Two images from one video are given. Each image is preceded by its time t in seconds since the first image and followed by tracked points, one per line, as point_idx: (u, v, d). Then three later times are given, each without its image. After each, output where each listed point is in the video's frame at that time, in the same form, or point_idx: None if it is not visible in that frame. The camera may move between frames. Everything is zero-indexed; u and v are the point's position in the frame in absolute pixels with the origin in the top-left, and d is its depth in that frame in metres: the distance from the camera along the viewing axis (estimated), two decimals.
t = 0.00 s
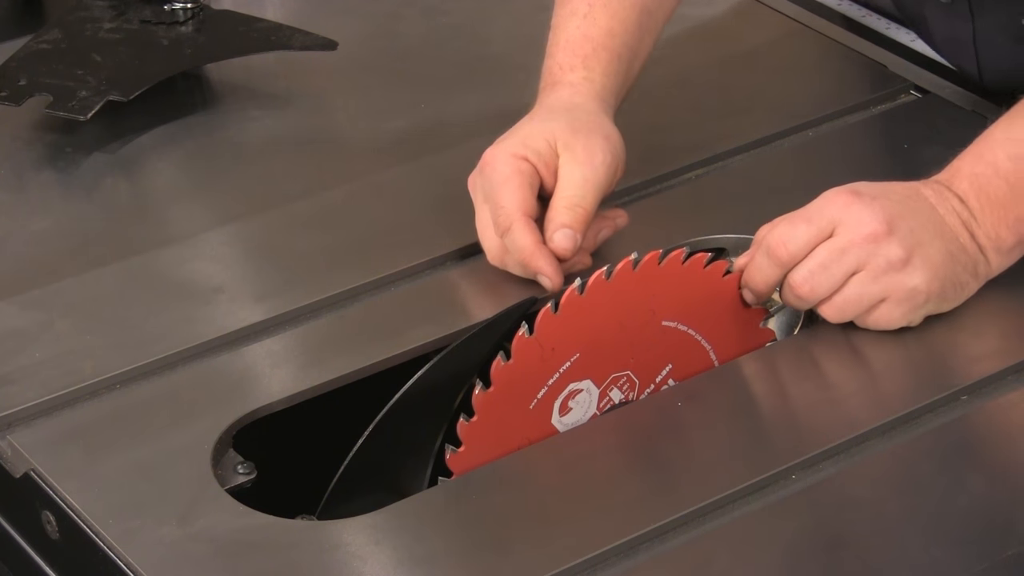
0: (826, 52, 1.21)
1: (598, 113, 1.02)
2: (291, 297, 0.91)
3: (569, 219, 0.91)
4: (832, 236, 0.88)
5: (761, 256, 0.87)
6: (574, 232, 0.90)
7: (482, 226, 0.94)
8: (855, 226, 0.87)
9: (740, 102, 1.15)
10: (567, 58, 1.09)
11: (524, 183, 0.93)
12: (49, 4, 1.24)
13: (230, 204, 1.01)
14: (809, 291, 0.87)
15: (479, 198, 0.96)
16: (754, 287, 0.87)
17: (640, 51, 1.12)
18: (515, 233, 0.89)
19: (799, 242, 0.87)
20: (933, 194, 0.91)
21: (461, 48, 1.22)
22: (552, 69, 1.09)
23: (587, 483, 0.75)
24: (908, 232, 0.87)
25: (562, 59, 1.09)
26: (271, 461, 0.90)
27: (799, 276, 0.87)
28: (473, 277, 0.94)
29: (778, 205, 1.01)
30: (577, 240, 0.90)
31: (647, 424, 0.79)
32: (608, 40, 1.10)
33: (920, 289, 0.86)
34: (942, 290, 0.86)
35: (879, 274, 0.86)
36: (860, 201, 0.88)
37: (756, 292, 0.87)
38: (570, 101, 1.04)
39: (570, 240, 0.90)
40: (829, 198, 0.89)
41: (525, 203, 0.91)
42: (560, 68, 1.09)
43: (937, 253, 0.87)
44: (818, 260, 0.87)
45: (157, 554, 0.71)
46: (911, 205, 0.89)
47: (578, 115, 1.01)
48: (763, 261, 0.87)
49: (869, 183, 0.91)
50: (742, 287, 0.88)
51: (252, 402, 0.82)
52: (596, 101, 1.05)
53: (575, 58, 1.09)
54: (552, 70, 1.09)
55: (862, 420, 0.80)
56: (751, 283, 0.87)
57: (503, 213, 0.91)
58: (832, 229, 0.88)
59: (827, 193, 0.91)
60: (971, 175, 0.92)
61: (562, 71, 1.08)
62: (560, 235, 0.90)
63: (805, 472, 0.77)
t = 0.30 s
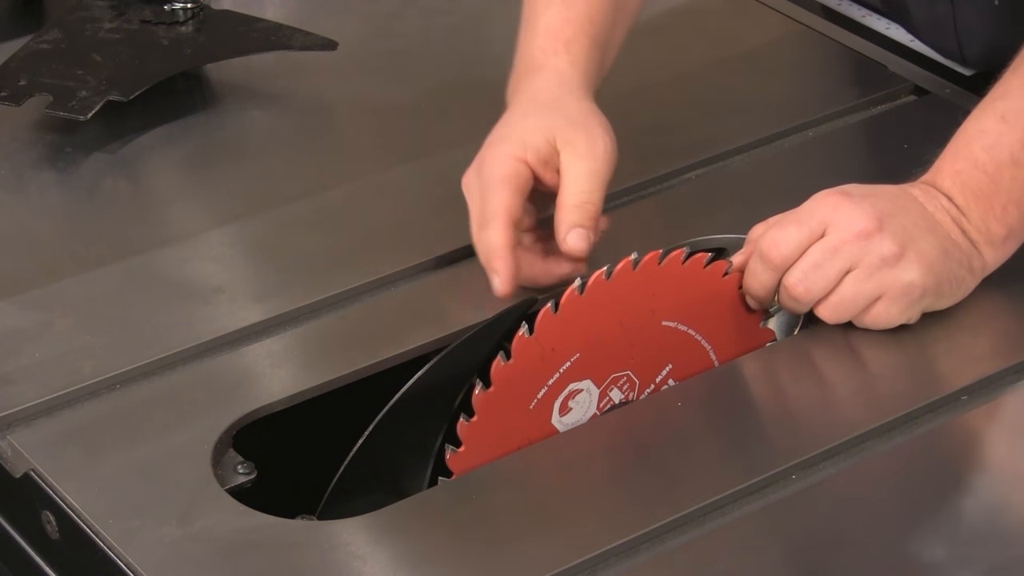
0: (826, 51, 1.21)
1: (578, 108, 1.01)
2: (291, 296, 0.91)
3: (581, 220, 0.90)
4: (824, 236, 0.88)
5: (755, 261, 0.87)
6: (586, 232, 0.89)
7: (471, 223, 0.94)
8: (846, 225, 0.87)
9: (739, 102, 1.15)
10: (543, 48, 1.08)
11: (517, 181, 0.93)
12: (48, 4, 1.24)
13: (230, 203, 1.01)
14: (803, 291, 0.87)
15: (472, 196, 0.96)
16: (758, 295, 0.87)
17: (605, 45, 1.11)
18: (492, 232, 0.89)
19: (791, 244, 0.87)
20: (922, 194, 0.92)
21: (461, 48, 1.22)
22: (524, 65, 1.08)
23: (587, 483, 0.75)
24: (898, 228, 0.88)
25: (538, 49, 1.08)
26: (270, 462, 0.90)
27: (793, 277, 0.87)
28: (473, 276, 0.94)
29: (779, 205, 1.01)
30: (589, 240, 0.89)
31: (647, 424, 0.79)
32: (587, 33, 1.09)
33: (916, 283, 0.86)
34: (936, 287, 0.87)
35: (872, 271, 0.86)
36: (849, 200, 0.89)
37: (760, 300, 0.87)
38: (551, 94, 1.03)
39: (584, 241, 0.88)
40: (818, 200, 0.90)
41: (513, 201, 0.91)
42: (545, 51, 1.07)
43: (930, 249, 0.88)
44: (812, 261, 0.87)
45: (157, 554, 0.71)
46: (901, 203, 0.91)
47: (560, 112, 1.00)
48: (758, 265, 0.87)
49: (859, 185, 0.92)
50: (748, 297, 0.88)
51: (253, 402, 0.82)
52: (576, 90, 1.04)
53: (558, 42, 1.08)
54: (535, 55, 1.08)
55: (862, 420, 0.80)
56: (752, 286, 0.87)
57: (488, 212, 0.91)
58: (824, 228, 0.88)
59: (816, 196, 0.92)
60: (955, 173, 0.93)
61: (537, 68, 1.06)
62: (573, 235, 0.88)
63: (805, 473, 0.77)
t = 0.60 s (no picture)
0: (826, 51, 1.21)
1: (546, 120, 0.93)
2: (291, 296, 0.91)
3: (539, 258, 0.86)
4: (820, 236, 0.88)
5: (753, 263, 0.87)
6: (532, 267, 0.86)
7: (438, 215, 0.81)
8: (842, 225, 0.88)
9: (739, 102, 1.15)
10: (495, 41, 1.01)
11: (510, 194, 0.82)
12: (49, 4, 1.24)
13: (229, 204, 1.01)
14: (803, 291, 0.86)
15: (447, 191, 0.82)
16: (759, 298, 0.87)
17: (549, 37, 1.05)
18: (482, 236, 0.77)
19: (788, 245, 0.87)
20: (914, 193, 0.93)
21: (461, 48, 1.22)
22: (478, 55, 0.99)
23: (588, 483, 0.75)
24: (894, 226, 0.89)
25: (492, 40, 1.00)
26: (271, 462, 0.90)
27: (792, 277, 0.86)
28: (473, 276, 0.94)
29: (778, 205, 1.01)
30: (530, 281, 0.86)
31: (648, 425, 0.79)
32: (551, 27, 1.06)
33: (913, 281, 0.86)
34: (935, 285, 0.87)
35: (869, 270, 0.87)
36: (845, 200, 0.89)
37: (761, 302, 0.87)
38: (504, 88, 0.95)
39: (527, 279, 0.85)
40: (815, 200, 0.90)
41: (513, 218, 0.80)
42: (500, 21, 1.02)
43: (927, 249, 0.88)
44: (809, 261, 0.87)
45: (157, 554, 0.71)
46: (896, 202, 0.91)
47: (518, 107, 0.93)
48: (757, 266, 0.87)
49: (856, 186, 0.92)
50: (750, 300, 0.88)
51: (253, 402, 0.82)
52: (528, 65, 0.99)
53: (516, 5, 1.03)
54: (483, 21, 1.03)
55: (862, 420, 0.80)
56: (756, 288, 0.87)
57: (469, 215, 0.80)
58: (819, 229, 0.88)
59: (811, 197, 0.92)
60: (944, 174, 0.94)
61: (487, 58, 0.99)
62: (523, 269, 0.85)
63: (805, 473, 0.77)
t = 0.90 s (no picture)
0: (826, 51, 1.21)
1: (544, 135, 0.93)
2: (290, 296, 0.91)
3: (532, 274, 0.87)
4: (819, 236, 0.88)
5: (753, 263, 0.87)
6: (525, 282, 0.87)
7: (439, 233, 0.81)
8: (841, 225, 0.88)
9: (739, 102, 1.15)
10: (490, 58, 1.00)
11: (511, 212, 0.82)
12: (49, 4, 1.24)
13: (229, 204, 1.01)
14: (802, 292, 0.86)
15: (447, 210, 0.83)
16: (760, 299, 0.87)
17: (546, 52, 1.05)
18: (486, 258, 0.77)
19: (787, 245, 0.87)
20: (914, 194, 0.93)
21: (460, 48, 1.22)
22: (475, 68, 0.99)
23: (587, 483, 0.75)
24: (893, 226, 0.89)
25: (490, 52, 1.00)
26: (270, 462, 0.90)
27: (792, 278, 0.86)
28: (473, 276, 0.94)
29: (778, 205, 1.01)
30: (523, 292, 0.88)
31: (647, 424, 0.79)
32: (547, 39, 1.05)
33: (913, 280, 0.86)
34: (936, 285, 0.87)
35: (868, 271, 0.87)
36: (844, 200, 0.89)
37: (761, 303, 0.87)
38: (502, 102, 0.95)
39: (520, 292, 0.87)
40: (814, 200, 0.90)
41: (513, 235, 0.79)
42: (501, 22, 1.03)
43: (926, 250, 0.88)
44: (809, 261, 0.87)
45: (157, 554, 0.71)
46: (895, 203, 0.91)
47: (515, 122, 0.92)
48: (757, 267, 0.87)
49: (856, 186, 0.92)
50: (751, 300, 0.87)
51: (252, 402, 0.82)
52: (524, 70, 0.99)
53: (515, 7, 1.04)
54: (484, 21, 1.03)
55: (862, 420, 0.80)
56: (755, 289, 0.87)
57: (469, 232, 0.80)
58: (819, 229, 0.88)
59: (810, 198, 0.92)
60: (944, 175, 0.94)
61: (484, 72, 0.98)
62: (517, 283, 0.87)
63: (805, 473, 0.77)
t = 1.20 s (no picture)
0: (826, 51, 1.21)
1: (541, 144, 0.94)
2: (290, 296, 0.91)
3: (534, 282, 0.88)
4: (819, 237, 0.88)
5: (753, 264, 0.87)
6: (528, 291, 0.88)
7: (437, 246, 0.83)
8: (841, 226, 0.88)
9: (739, 102, 1.15)
10: (472, 76, 1.00)
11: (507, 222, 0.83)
12: (49, 4, 1.24)
13: (229, 204, 1.01)
14: (802, 292, 0.86)
15: (445, 222, 0.84)
16: (760, 300, 0.87)
17: (546, 59, 1.05)
18: (482, 262, 0.78)
19: (787, 245, 0.87)
20: (914, 194, 0.93)
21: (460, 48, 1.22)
22: (472, 78, 1.00)
23: (587, 483, 0.75)
24: (893, 226, 0.89)
25: (486, 59, 1.01)
26: (270, 462, 0.90)
27: (791, 278, 0.86)
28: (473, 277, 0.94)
29: (778, 206, 1.01)
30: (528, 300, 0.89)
31: (648, 424, 0.79)
32: (548, 45, 1.05)
33: (913, 281, 0.86)
34: (936, 284, 0.87)
35: (868, 270, 0.87)
36: (843, 200, 0.89)
37: (761, 303, 0.87)
38: (500, 112, 0.95)
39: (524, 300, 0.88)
40: (814, 201, 0.90)
41: (511, 242, 0.81)
42: (501, 24, 1.03)
43: (926, 250, 0.88)
44: (809, 261, 0.87)
45: (157, 554, 0.71)
46: (894, 202, 0.91)
47: (513, 132, 0.93)
48: (756, 267, 0.87)
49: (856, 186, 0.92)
50: (750, 300, 0.88)
51: (252, 402, 0.82)
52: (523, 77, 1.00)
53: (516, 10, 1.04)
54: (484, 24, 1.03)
55: (863, 420, 0.80)
56: (754, 289, 0.87)
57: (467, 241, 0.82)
58: (819, 229, 0.88)
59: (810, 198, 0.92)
60: (944, 176, 0.94)
61: (481, 83, 0.99)
62: (520, 292, 0.88)
63: (805, 473, 0.77)
